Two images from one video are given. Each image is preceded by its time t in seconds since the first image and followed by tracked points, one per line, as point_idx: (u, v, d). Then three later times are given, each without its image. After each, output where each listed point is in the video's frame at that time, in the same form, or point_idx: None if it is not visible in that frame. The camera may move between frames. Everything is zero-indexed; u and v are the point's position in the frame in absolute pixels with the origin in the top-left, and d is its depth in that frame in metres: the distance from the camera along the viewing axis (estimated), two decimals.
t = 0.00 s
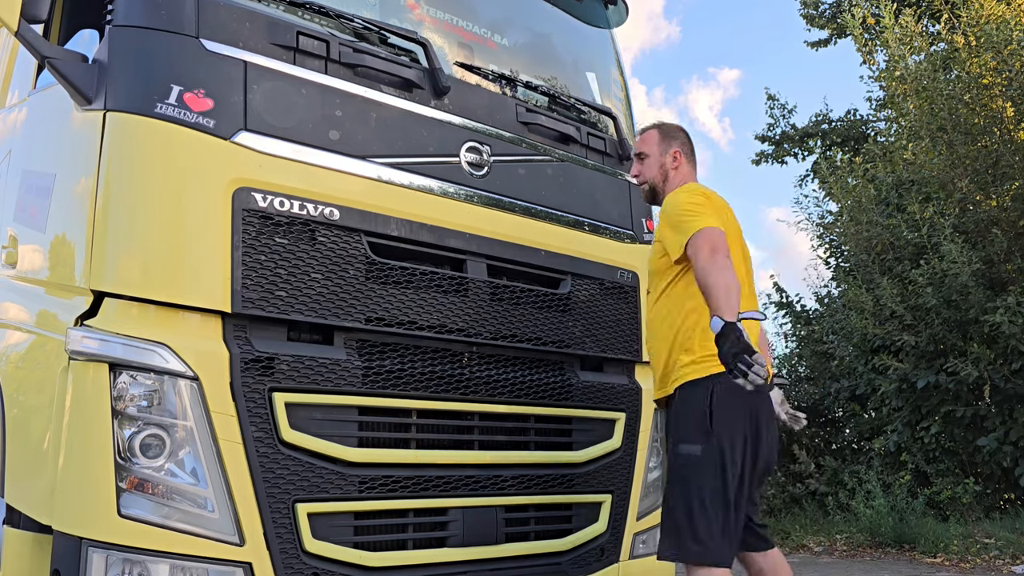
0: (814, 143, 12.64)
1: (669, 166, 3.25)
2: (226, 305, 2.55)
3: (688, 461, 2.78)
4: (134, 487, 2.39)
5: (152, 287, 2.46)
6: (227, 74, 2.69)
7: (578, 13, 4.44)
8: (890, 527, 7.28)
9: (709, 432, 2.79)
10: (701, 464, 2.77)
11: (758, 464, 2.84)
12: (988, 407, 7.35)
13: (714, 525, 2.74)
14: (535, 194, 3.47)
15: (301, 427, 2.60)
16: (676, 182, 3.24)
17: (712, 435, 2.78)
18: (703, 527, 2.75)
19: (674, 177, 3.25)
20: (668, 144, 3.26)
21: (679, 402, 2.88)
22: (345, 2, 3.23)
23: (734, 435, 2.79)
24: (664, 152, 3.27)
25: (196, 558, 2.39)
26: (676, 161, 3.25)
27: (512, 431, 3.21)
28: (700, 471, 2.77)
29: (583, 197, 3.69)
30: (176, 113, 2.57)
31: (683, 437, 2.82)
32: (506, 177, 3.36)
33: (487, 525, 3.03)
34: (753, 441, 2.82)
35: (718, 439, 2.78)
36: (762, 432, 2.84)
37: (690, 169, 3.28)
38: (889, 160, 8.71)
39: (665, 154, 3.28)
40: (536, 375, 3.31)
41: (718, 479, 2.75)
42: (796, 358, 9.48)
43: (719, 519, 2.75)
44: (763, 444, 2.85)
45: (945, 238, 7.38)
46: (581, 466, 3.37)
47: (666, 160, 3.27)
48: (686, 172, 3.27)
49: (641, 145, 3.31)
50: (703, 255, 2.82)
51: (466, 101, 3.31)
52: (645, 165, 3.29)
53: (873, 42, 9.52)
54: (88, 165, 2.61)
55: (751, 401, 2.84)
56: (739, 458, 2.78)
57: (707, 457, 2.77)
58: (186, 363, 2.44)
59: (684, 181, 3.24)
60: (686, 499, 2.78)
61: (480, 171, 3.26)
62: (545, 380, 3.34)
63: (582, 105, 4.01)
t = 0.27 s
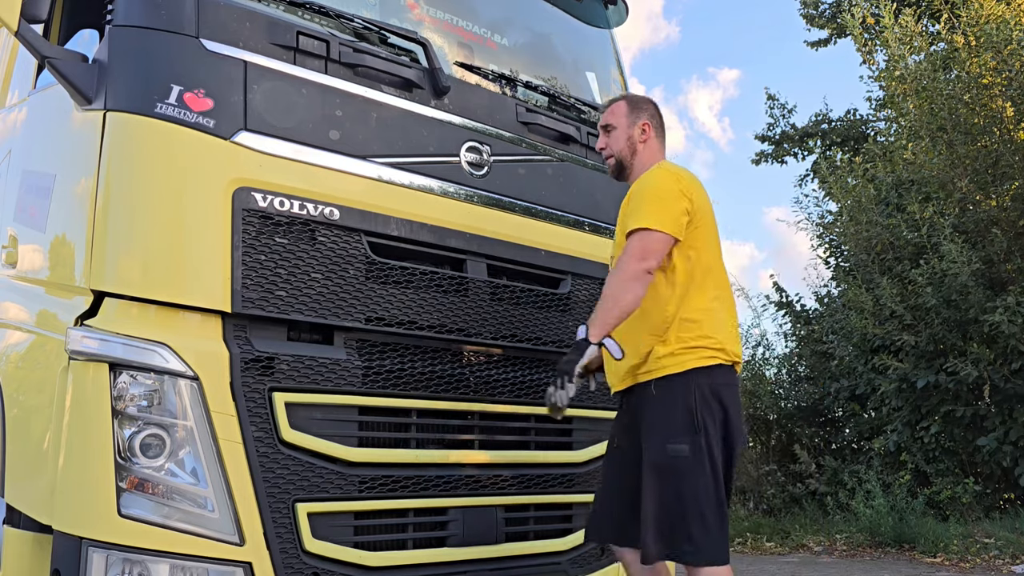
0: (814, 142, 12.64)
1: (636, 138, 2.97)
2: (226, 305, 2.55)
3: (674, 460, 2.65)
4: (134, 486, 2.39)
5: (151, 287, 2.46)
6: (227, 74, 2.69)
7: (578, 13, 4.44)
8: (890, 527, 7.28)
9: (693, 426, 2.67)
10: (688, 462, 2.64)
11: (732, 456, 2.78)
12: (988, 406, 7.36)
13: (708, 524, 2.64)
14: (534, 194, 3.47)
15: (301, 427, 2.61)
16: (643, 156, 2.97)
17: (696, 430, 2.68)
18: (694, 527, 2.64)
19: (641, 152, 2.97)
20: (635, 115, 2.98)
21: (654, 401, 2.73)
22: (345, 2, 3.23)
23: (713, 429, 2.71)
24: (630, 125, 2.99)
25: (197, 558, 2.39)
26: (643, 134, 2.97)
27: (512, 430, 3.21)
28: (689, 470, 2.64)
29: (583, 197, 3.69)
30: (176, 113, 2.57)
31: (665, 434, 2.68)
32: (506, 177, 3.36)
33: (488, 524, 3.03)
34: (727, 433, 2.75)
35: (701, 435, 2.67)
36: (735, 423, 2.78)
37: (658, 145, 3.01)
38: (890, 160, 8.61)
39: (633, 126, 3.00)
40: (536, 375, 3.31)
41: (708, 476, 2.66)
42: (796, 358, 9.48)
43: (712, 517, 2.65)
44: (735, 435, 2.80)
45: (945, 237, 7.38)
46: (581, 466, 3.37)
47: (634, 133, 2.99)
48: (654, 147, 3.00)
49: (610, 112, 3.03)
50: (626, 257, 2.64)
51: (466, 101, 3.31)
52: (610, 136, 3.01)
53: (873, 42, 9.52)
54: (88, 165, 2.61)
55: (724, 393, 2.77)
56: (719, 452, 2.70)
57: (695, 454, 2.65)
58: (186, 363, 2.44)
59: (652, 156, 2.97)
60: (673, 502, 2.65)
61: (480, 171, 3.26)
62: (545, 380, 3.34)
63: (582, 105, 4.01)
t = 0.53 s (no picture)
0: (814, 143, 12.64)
1: (587, 139, 2.82)
2: (225, 305, 2.55)
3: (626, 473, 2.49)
4: (134, 486, 2.39)
5: (151, 287, 2.46)
6: (226, 74, 2.69)
7: (579, 13, 4.44)
8: (890, 527, 7.28)
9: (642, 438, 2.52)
10: (640, 473, 2.50)
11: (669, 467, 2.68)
12: (988, 406, 7.36)
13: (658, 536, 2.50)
14: (534, 194, 3.47)
15: (301, 427, 2.61)
16: (594, 156, 2.82)
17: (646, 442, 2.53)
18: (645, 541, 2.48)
19: (591, 152, 2.83)
20: (586, 115, 2.83)
21: (599, 412, 2.54)
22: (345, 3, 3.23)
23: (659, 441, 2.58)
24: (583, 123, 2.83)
25: (197, 559, 2.39)
26: (595, 135, 2.82)
27: (511, 430, 3.21)
28: (642, 480, 2.50)
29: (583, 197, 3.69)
30: (176, 113, 2.57)
31: (614, 447, 2.50)
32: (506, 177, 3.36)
33: (488, 524, 3.03)
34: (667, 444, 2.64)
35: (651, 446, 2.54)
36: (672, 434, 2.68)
37: (611, 147, 2.86)
38: (889, 160, 8.68)
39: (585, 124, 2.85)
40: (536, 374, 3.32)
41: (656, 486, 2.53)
42: (796, 358, 9.48)
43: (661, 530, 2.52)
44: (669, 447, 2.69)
45: (945, 238, 7.38)
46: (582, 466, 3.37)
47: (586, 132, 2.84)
48: (606, 148, 2.84)
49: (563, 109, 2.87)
50: (533, 246, 2.57)
51: (466, 102, 3.31)
52: (561, 136, 2.86)
53: (873, 42, 9.52)
54: (88, 165, 2.61)
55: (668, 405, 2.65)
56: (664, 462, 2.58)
57: (646, 466, 2.51)
58: (186, 363, 2.44)
59: (603, 158, 2.83)
60: (622, 518, 2.48)
61: (480, 171, 3.26)
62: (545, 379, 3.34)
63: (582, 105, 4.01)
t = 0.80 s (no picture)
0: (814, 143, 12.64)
1: (525, 127, 2.89)
2: (225, 305, 2.55)
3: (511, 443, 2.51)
4: (134, 486, 2.39)
5: (150, 287, 2.46)
6: (226, 74, 2.69)
7: (579, 12, 4.44)
8: (890, 527, 7.28)
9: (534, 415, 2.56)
10: (524, 445, 2.52)
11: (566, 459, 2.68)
12: (988, 406, 7.37)
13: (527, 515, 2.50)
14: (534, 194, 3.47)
15: (301, 427, 2.61)
16: (532, 142, 2.88)
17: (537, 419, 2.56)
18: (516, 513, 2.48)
19: (528, 140, 2.88)
20: (523, 104, 2.90)
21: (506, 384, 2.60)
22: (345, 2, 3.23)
23: (552, 426, 2.59)
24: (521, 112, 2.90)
25: (197, 558, 2.39)
26: (533, 122, 2.88)
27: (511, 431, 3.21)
28: (527, 453, 2.51)
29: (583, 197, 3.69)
30: (177, 113, 2.57)
31: (507, 416, 2.55)
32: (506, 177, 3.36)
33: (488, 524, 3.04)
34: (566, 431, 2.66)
35: (540, 423, 2.56)
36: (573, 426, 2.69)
37: (550, 134, 2.92)
38: (888, 160, 8.68)
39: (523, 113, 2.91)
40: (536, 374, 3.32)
41: (539, 464, 2.54)
42: (796, 358, 9.48)
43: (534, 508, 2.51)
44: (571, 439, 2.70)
45: (945, 238, 7.38)
46: (582, 466, 3.36)
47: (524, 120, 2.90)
48: (545, 135, 2.90)
49: (503, 99, 2.95)
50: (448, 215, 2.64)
51: (466, 102, 3.31)
52: (499, 125, 2.93)
53: (873, 42, 9.52)
54: (88, 165, 2.61)
55: (572, 393, 2.68)
56: (555, 446, 2.59)
57: (529, 441, 2.53)
58: (186, 363, 2.44)
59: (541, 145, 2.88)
60: (501, 488, 2.48)
61: (479, 172, 3.29)
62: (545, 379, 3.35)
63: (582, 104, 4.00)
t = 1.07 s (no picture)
0: (814, 143, 12.64)
1: (459, 119, 2.83)
2: (225, 304, 2.56)
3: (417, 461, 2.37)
4: (134, 486, 2.39)
5: (149, 287, 2.46)
6: (225, 75, 2.69)
7: (579, 12, 4.45)
8: (890, 526, 7.28)
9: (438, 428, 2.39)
10: (429, 464, 2.36)
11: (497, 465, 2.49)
12: (988, 406, 7.37)
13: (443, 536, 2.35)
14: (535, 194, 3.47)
15: (301, 426, 2.61)
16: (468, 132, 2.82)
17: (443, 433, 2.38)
18: (431, 537, 2.35)
19: (461, 134, 2.82)
20: (458, 98, 2.84)
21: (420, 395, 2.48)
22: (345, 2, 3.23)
23: (466, 437, 2.41)
24: (454, 104, 2.85)
25: (197, 558, 2.39)
26: (466, 114, 2.82)
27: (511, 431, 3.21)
28: (435, 472, 2.36)
29: (584, 197, 3.69)
30: (177, 113, 2.57)
31: (412, 433, 2.41)
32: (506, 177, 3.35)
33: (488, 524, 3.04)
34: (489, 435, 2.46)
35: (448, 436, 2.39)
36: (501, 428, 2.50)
37: (487, 124, 2.85)
38: (888, 160, 8.69)
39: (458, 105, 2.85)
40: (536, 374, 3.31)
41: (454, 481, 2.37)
42: (796, 358, 9.48)
43: (452, 529, 2.37)
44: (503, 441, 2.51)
45: (945, 237, 7.38)
46: (582, 466, 3.37)
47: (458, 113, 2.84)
48: (481, 126, 2.84)
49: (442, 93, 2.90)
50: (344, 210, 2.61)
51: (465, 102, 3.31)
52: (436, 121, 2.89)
53: (873, 42, 9.52)
54: (88, 165, 2.61)
55: (489, 401, 2.48)
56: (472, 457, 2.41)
57: (434, 459, 2.37)
58: (186, 363, 2.44)
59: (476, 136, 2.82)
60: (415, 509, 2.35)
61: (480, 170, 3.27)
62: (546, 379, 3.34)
63: (582, 104, 4.00)
